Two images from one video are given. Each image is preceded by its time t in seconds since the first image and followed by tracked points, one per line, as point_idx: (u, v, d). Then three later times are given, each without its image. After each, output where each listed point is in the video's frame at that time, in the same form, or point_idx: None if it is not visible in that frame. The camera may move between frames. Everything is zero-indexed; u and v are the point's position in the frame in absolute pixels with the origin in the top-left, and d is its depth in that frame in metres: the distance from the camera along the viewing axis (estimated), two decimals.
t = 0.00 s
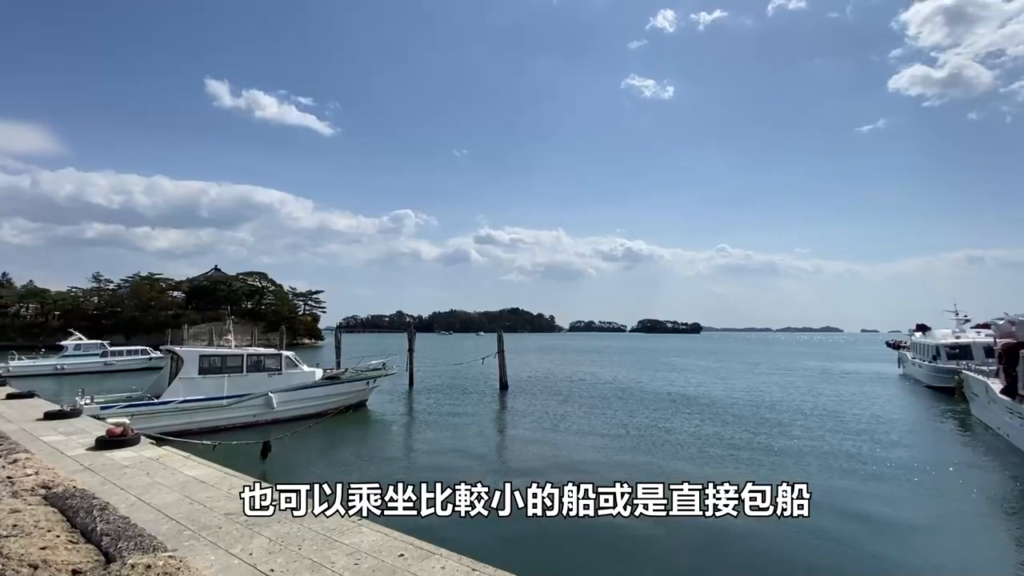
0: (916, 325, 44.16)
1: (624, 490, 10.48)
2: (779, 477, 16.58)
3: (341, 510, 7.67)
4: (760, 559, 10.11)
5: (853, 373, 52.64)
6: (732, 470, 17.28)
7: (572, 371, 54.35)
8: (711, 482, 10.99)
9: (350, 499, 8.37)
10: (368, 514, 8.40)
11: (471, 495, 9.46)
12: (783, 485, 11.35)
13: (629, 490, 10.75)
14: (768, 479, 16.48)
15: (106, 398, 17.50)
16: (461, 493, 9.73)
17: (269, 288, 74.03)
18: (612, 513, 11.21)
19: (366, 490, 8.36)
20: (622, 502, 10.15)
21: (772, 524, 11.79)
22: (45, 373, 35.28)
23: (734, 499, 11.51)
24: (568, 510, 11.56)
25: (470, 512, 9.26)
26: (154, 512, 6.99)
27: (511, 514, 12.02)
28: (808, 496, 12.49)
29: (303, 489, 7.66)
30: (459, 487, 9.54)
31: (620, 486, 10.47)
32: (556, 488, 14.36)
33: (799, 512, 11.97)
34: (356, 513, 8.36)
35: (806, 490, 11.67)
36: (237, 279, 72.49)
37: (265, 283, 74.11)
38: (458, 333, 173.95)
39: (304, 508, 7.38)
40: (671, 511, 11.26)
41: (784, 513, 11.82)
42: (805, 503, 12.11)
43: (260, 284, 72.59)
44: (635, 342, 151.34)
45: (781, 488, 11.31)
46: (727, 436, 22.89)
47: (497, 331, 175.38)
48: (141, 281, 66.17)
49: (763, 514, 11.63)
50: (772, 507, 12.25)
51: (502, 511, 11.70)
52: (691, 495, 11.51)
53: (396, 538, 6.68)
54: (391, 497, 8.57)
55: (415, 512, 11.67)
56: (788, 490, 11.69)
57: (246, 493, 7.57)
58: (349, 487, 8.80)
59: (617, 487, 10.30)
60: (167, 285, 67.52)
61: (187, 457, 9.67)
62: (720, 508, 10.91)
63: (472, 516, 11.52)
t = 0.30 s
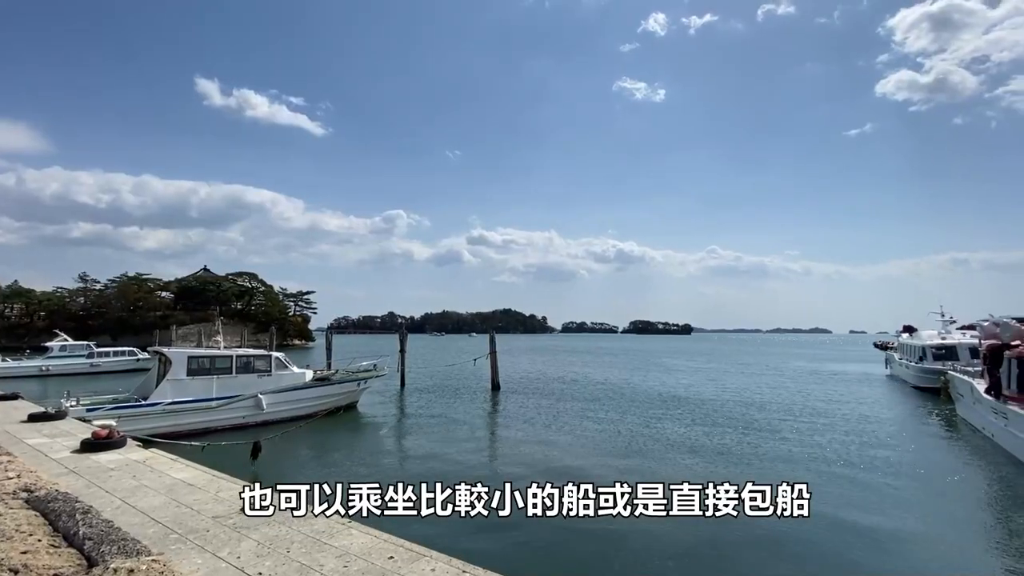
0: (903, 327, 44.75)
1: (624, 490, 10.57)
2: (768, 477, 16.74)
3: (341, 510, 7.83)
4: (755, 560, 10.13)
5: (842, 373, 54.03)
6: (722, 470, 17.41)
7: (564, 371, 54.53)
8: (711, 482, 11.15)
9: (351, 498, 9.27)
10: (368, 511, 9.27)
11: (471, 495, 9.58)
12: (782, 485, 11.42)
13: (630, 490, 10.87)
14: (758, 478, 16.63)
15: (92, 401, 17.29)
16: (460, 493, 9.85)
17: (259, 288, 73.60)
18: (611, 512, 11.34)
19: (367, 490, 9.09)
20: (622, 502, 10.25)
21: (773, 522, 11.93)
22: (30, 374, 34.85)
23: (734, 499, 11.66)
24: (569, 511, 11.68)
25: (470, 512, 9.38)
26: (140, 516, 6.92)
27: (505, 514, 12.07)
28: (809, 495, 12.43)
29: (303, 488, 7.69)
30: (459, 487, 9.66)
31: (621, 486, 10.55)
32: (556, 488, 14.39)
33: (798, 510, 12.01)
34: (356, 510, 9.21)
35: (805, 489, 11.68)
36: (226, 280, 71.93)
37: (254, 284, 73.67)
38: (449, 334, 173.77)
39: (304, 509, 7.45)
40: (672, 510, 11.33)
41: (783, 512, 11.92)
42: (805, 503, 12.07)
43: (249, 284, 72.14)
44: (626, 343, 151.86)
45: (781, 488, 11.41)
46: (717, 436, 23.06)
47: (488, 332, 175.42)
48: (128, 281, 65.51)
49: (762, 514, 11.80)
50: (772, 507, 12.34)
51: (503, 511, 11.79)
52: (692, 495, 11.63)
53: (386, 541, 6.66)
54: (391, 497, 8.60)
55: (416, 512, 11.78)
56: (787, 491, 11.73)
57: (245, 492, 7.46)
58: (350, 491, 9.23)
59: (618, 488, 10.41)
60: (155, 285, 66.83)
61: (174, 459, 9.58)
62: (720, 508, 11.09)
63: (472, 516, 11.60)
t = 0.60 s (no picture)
0: (887, 328, 45.40)
1: (624, 491, 10.80)
2: (755, 476, 16.89)
3: (338, 508, 8.36)
4: (746, 560, 10.17)
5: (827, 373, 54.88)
6: (710, 469, 17.53)
7: (553, 372, 54.63)
8: (711, 483, 11.33)
9: (350, 497, 9.78)
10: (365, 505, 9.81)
11: (471, 496, 9.87)
12: (782, 485, 11.60)
13: (630, 491, 11.15)
14: (745, 477, 16.77)
15: (75, 403, 17.06)
16: (460, 493, 10.11)
17: (246, 289, 73.08)
18: (611, 511, 11.59)
19: (365, 490, 9.33)
20: (622, 502, 10.50)
21: (774, 523, 12.03)
22: (10, 376, 34.27)
23: (735, 499, 11.82)
24: (568, 510, 11.88)
25: (470, 512, 9.67)
26: (123, 520, 6.84)
27: (496, 514, 12.10)
28: (809, 495, 12.41)
29: (302, 488, 7.98)
30: (460, 487, 9.92)
31: (621, 487, 10.79)
32: (556, 488, 14.43)
33: (799, 511, 12.12)
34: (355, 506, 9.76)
35: (806, 489, 11.80)
36: (213, 280, 71.19)
37: (241, 284, 73.12)
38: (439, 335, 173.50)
39: (304, 509, 7.72)
40: (672, 510, 11.48)
41: (784, 513, 12.06)
42: (805, 504, 12.15)
43: (236, 285, 71.52)
44: (615, 344, 152.41)
45: (781, 488, 11.58)
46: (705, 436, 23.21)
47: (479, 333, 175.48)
48: (112, 281, 64.65)
49: (762, 514, 11.93)
50: (772, 507, 12.45)
51: (503, 511, 11.93)
52: (692, 495, 11.74)
53: (374, 543, 6.63)
54: (391, 497, 8.90)
55: (416, 512, 11.89)
56: (788, 491, 11.87)
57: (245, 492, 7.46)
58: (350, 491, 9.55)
59: (618, 488, 10.65)
60: (140, 285, 65.96)
61: (159, 462, 9.47)
62: (719, 508, 11.27)
63: (471, 516, 11.70)
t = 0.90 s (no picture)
0: (870, 329, 46.13)
1: (623, 491, 11.08)
2: (741, 474, 17.09)
3: (340, 508, 9.07)
4: (736, 560, 10.21)
5: (812, 373, 55.61)
6: (696, 468, 17.70)
7: (542, 373, 54.74)
8: (711, 483, 11.71)
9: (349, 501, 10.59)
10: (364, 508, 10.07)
11: (471, 496, 10.21)
12: (781, 485, 12.07)
13: (629, 491, 11.41)
14: (731, 475, 16.99)
15: (55, 406, 16.76)
16: (460, 492, 10.44)
17: (231, 290, 72.40)
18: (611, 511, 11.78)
19: (365, 491, 9.49)
20: (622, 502, 10.77)
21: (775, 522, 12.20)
22: None
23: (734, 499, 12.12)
24: (567, 510, 12.04)
25: (470, 511, 10.02)
26: (104, 525, 6.74)
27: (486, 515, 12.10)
28: (808, 496, 12.78)
29: (300, 490, 8.99)
30: (460, 488, 10.24)
31: (620, 487, 11.06)
32: (556, 488, 14.51)
33: (798, 511, 12.46)
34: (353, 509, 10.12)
35: (805, 488, 12.23)
36: (198, 281, 70.38)
37: (226, 285, 72.42)
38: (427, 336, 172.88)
39: (302, 508, 8.84)
40: (672, 511, 11.81)
41: (784, 513, 12.35)
42: (806, 504, 12.48)
43: (221, 286, 70.83)
44: (603, 345, 152.95)
45: (781, 489, 12.01)
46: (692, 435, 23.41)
47: (467, 334, 175.23)
48: (93, 282, 63.65)
49: (762, 514, 12.24)
50: (772, 507, 12.59)
51: (502, 511, 12.08)
52: (691, 496, 12.14)
53: (361, 545, 6.60)
54: (389, 497, 9.40)
55: (416, 512, 11.98)
56: (788, 490, 12.29)
57: (245, 491, 7.45)
58: (351, 491, 9.86)
59: (618, 488, 10.92)
60: (122, 285, 65.01)
61: (141, 466, 9.37)
62: (719, 507, 11.58)
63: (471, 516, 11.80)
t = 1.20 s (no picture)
0: (852, 329, 46.88)
1: (623, 491, 11.26)
2: (726, 473, 17.31)
3: (346, 510, 9.36)
4: (725, 561, 10.22)
5: (795, 373, 56.37)
6: (682, 467, 17.88)
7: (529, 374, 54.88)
8: (711, 483, 11.83)
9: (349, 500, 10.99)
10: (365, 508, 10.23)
11: (471, 496, 10.41)
12: (784, 485, 12.01)
13: (629, 491, 11.56)
14: (716, 473, 17.19)
15: (31, 409, 16.43)
16: (459, 492, 10.64)
17: (215, 291, 71.64)
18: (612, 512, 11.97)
19: (366, 492, 9.79)
20: (622, 502, 10.92)
21: (775, 522, 12.31)
22: None
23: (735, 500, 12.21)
24: (568, 511, 12.14)
25: (470, 511, 10.23)
26: (81, 530, 6.62)
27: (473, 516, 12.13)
28: (809, 495, 12.76)
29: (301, 490, 10.48)
30: (461, 488, 10.46)
31: (621, 487, 11.22)
32: (556, 488, 14.57)
33: (799, 511, 12.52)
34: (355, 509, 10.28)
35: (805, 489, 12.24)
36: (180, 281, 69.44)
37: (209, 286, 71.64)
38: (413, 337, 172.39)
39: (300, 508, 10.33)
40: (672, 510, 11.92)
41: (785, 513, 12.44)
42: (806, 504, 12.53)
43: (204, 287, 70.04)
44: (590, 345, 153.59)
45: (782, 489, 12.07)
46: (678, 435, 23.62)
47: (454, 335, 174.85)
48: (73, 282, 62.54)
49: (763, 514, 12.27)
50: (772, 507, 12.71)
51: (502, 511, 12.15)
52: (691, 497, 12.21)
53: (346, 548, 6.55)
54: (388, 498, 9.65)
55: (416, 512, 12.04)
56: (788, 491, 12.31)
57: (245, 491, 8.27)
58: (350, 492, 10.18)
59: (619, 488, 11.09)
60: (102, 285, 63.96)
61: (120, 470, 9.22)
62: (720, 507, 11.68)
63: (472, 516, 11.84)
